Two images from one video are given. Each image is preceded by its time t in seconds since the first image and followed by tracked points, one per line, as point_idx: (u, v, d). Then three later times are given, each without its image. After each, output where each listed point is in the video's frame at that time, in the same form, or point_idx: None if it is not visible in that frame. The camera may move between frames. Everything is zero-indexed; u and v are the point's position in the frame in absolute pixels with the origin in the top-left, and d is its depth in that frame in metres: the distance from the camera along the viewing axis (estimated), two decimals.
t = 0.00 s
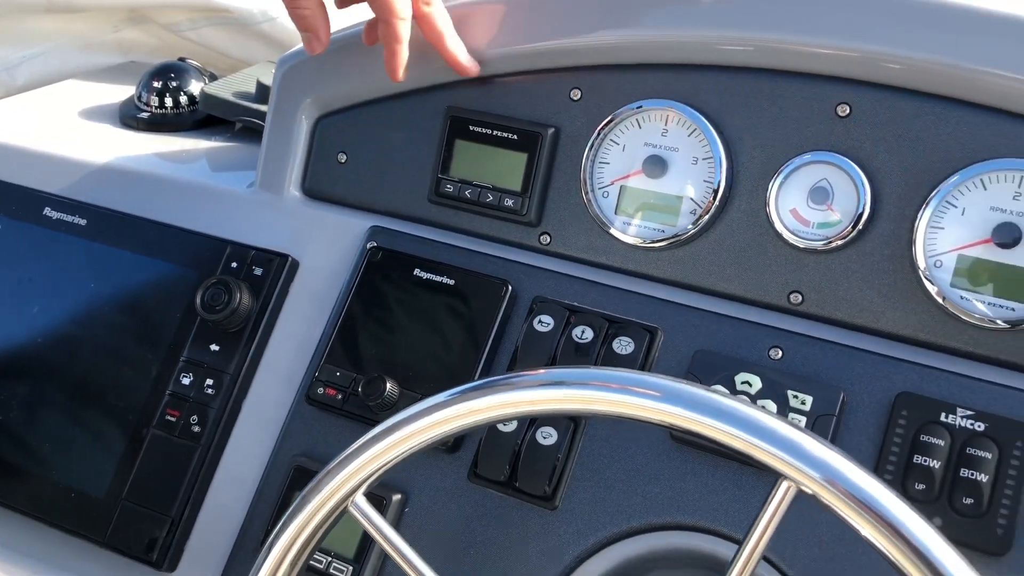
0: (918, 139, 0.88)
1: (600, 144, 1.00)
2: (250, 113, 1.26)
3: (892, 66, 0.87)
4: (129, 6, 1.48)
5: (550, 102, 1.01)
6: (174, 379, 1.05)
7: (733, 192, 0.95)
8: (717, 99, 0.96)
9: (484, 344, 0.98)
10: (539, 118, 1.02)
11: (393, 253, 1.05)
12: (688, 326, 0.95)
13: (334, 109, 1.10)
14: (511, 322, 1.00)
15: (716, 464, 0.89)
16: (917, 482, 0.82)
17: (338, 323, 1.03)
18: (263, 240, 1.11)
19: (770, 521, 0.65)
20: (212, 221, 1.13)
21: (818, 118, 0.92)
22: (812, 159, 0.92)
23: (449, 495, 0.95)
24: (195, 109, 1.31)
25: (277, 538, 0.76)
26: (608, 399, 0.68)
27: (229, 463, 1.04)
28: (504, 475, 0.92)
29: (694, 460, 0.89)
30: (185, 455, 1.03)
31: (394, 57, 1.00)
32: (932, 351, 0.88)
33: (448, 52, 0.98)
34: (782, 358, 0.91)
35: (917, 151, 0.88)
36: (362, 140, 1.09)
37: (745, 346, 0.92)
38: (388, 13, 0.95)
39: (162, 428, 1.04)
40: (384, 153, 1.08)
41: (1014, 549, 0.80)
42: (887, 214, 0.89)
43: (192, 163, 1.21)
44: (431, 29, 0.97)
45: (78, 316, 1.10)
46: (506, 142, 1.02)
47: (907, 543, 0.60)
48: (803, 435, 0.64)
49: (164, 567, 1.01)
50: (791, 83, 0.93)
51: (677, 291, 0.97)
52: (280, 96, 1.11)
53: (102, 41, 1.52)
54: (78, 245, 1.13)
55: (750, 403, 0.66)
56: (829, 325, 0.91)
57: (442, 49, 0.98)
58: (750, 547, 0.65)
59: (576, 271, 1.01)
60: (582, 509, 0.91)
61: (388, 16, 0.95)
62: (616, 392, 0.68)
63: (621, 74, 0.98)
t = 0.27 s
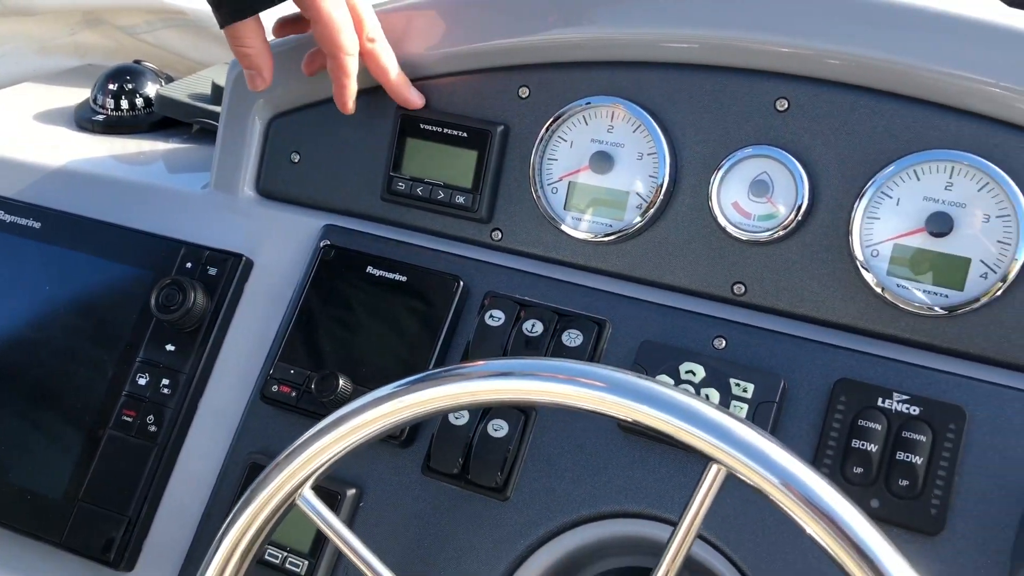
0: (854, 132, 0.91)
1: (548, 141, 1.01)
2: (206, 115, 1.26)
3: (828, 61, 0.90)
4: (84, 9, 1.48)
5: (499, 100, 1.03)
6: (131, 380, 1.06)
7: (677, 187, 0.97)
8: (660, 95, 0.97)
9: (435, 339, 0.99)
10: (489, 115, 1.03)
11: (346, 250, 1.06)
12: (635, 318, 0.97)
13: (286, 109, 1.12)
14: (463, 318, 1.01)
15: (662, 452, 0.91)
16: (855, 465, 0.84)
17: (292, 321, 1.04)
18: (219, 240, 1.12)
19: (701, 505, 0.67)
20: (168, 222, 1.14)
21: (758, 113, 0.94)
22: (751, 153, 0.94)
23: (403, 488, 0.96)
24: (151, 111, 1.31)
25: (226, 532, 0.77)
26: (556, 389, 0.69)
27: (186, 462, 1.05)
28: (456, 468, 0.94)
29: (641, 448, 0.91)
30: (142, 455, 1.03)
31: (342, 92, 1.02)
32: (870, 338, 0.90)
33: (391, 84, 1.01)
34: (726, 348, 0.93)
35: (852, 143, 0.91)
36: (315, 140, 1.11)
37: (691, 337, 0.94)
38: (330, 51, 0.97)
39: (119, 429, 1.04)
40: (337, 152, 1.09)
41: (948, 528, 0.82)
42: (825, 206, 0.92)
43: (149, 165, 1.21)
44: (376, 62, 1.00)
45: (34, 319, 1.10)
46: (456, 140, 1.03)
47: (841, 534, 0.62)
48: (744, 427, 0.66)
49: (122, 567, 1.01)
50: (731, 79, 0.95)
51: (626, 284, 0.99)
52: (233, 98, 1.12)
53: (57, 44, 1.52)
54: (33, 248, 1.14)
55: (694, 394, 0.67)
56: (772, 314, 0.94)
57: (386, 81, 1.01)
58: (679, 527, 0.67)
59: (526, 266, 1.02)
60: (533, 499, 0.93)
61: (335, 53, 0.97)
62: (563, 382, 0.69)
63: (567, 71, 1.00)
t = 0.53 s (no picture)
0: (792, 125, 0.93)
1: (497, 137, 1.02)
2: (159, 115, 1.26)
3: (767, 55, 0.92)
4: (37, 11, 1.47)
5: (447, 97, 1.04)
6: (83, 381, 1.05)
7: (623, 180, 0.98)
8: (605, 91, 0.99)
9: (386, 334, 1.00)
10: (439, 112, 1.04)
11: (297, 248, 1.07)
12: (583, 311, 0.98)
13: (236, 109, 1.13)
14: (414, 313, 1.02)
15: (610, 441, 0.92)
16: (796, 450, 0.86)
17: (245, 319, 1.05)
18: (172, 241, 1.12)
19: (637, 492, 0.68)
20: (120, 223, 1.14)
21: (700, 107, 0.96)
22: (695, 146, 0.95)
23: (356, 483, 0.97)
24: (104, 112, 1.30)
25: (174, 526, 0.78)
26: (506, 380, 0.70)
27: (140, 462, 1.05)
28: (408, 462, 0.94)
29: (589, 438, 0.92)
30: (96, 456, 1.03)
31: (274, 102, 1.06)
32: (810, 325, 0.92)
33: (324, 85, 1.03)
34: (672, 338, 0.95)
35: (791, 136, 0.93)
36: (267, 139, 1.11)
37: (637, 328, 0.96)
38: (256, 68, 1.02)
39: (73, 430, 1.04)
40: (289, 151, 1.10)
41: (886, 510, 0.84)
42: (765, 197, 0.94)
43: (103, 166, 1.21)
44: (305, 73, 1.02)
45: None
46: (405, 137, 1.04)
47: (781, 526, 0.63)
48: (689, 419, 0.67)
49: (76, 568, 1.02)
50: (673, 75, 0.97)
51: (574, 278, 1.00)
52: (183, 98, 1.13)
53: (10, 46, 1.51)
54: None
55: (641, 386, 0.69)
56: (716, 305, 0.95)
57: (319, 82, 1.03)
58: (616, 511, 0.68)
59: (477, 261, 1.03)
60: (484, 491, 0.94)
61: (259, 70, 1.02)
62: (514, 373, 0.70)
63: (514, 68, 1.02)
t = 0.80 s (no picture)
0: (735, 121, 0.94)
1: (447, 136, 1.03)
2: (112, 118, 1.26)
3: (711, 53, 0.93)
4: None
5: (397, 97, 1.05)
6: (35, 386, 1.05)
7: (573, 178, 0.99)
8: (553, 90, 1.00)
9: (339, 334, 1.01)
10: (390, 112, 1.05)
11: (249, 250, 1.07)
12: (535, 308, 0.99)
13: (188, 111, 1.13)
14: (367, 313, 1.02)
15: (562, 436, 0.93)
16: (742, 441, 0.88)
17: (198, 321, 1.05)
18: (124, 244, 1.12)
19: (576, 484, 0.69)
20: (72, 226, 1.14)
21: (646, 105, 0.97)
22: (642, 144, 0.97)
23: (311, 482, 0.98)
24: (57, 115, 1.30)
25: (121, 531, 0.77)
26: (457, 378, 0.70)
27: (94, 466, 1.04)
28: (361, 461, 0.95)
29: (541, 434, 0.93)
30: (48, 460, 1.03)
31: (222, 103, 1.07)
32: (756, 319, 0.94)
33: (273, 87, 1.03)
34: (622, 333, 0.96)
35: (734, 132, 0.94)
36: (219, 141, 1.12)
37: (588, 324, 0.97)
38: (203, 71, 1.02)
39: (25, 435, 1.04)
40: (241, 153, 1.10)
41: (830, 499, 0.86)
42: (711, 193, 0.95)
43: (55, 170, 1.20)
44: (253, 76, 1.02)
45: None
46: (357, 137, 1.05)
47: (726, 526, 0.64)
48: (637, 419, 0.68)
49: (29, 573, 1.01)
50: (619, 73, 0.98)
51: (526, 275, 1.01)
52: (134, 101, 1.13)
53: None
54: None
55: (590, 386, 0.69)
56: (665, 300, 0.97)
57: (268, 85, 1.03)
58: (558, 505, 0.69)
59: (429, 260, 1.04)
60: (437, 488, 0.94)
61: (207, 75, 1.02)
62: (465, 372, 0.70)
63: (463, 68, 1.02)
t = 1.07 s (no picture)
0: (687, 119, 0.96)
1: (405, 136, 1.04)
2: (70, 120, 1.25)
3: (665, 51, 0.94)
4: None
5: (355, 97, 1.05)
6: None
7: (530, 176, 1.00)
8: (509, 89, 1.01)
9: (298, 334, 1.01)
10: (348, 113, 1.05)
11: (208, 251, 1.07)
12: (493, 306, 0.99)
13: (146, 113, 1.12)
14: (327, 313, 1.03)
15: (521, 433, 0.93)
16: (697, 434, 0.89)
17: (156, 323, 1.05)
18: (83, 247, 1.12)
19: (528, 478, 0.70)
20: (30, 230, 1.14)
21: (601, 103, 0.98)
22: (597, 142, 0.97)
23: (271, 482, 0.98)
24: (14, 118, 1.29)
25: (74, 535, 0.76)
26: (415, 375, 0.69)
27: (53, 470, 1.04)
28: (321, 460, 0.95)
29: (500, 430, 0.94)
30: (6, 465, 1.02)
31: (177, 108, 1.06)
32: (711, 313, 0.95)
33: (229, 90, 1.04)
34: (580, 329, 0.97)
35: (687, 130, 0.96)
36: (176, 142, 1.11)
37: (546, 321, 0.98)
38: (157, 76, 1.02)
39: None
40: (200, 154, 1.10)
41: (784, 490, 0.87)
42: (665, 190, 0.96)
43: (13, 173, 1.20)
44: (210, 79, 1.02)
45: None
46: (315, 137, 1.05)
47: (683, 528, 0.64)
48: (596, 418, 0.67)
49: None
50: (574, 72, 0.99)
51: (485, 273, 1.02)
52: (90, 103, 1.12)
53: None
54: None
55: (548, 383, 0.68)
56: (622, 296, 0.98)
57: (224, 88, 1.04)
58: (510, 501, 0.69)
59: (389, 259, 1.04)
60: (398, 485, 0.94)
61: (161, 80, 1.02)
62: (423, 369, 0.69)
63: (419, 68, 1.03)
